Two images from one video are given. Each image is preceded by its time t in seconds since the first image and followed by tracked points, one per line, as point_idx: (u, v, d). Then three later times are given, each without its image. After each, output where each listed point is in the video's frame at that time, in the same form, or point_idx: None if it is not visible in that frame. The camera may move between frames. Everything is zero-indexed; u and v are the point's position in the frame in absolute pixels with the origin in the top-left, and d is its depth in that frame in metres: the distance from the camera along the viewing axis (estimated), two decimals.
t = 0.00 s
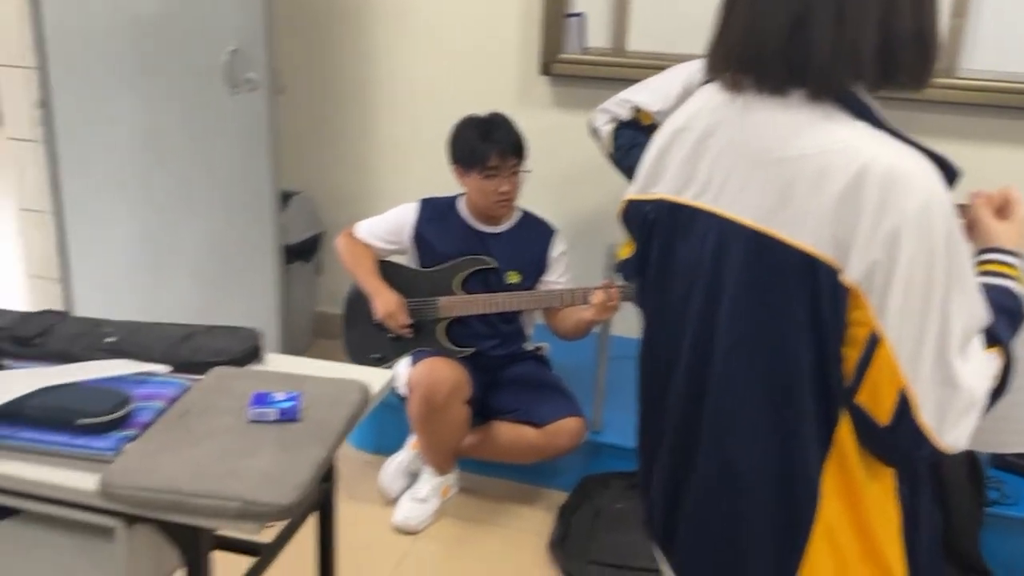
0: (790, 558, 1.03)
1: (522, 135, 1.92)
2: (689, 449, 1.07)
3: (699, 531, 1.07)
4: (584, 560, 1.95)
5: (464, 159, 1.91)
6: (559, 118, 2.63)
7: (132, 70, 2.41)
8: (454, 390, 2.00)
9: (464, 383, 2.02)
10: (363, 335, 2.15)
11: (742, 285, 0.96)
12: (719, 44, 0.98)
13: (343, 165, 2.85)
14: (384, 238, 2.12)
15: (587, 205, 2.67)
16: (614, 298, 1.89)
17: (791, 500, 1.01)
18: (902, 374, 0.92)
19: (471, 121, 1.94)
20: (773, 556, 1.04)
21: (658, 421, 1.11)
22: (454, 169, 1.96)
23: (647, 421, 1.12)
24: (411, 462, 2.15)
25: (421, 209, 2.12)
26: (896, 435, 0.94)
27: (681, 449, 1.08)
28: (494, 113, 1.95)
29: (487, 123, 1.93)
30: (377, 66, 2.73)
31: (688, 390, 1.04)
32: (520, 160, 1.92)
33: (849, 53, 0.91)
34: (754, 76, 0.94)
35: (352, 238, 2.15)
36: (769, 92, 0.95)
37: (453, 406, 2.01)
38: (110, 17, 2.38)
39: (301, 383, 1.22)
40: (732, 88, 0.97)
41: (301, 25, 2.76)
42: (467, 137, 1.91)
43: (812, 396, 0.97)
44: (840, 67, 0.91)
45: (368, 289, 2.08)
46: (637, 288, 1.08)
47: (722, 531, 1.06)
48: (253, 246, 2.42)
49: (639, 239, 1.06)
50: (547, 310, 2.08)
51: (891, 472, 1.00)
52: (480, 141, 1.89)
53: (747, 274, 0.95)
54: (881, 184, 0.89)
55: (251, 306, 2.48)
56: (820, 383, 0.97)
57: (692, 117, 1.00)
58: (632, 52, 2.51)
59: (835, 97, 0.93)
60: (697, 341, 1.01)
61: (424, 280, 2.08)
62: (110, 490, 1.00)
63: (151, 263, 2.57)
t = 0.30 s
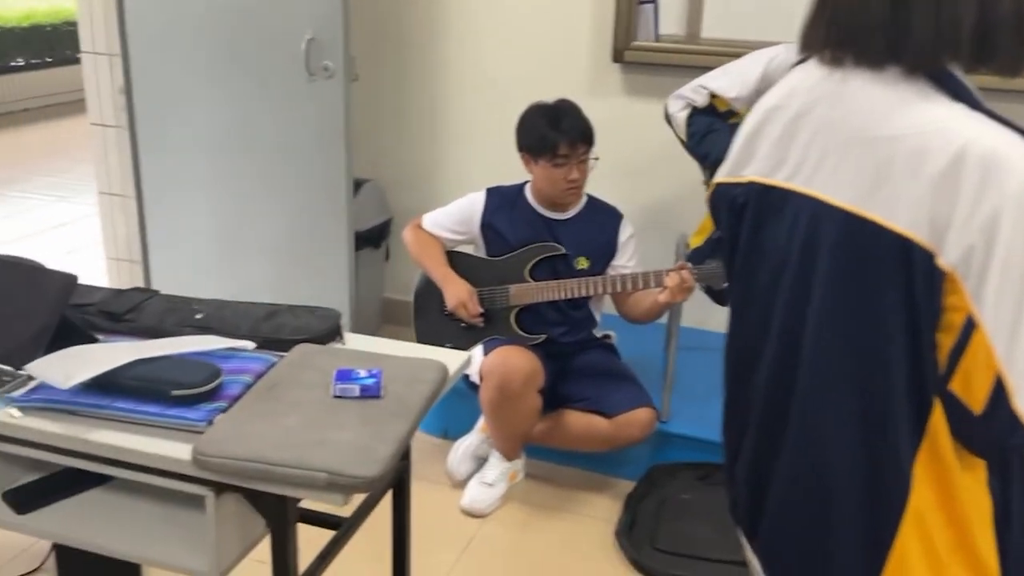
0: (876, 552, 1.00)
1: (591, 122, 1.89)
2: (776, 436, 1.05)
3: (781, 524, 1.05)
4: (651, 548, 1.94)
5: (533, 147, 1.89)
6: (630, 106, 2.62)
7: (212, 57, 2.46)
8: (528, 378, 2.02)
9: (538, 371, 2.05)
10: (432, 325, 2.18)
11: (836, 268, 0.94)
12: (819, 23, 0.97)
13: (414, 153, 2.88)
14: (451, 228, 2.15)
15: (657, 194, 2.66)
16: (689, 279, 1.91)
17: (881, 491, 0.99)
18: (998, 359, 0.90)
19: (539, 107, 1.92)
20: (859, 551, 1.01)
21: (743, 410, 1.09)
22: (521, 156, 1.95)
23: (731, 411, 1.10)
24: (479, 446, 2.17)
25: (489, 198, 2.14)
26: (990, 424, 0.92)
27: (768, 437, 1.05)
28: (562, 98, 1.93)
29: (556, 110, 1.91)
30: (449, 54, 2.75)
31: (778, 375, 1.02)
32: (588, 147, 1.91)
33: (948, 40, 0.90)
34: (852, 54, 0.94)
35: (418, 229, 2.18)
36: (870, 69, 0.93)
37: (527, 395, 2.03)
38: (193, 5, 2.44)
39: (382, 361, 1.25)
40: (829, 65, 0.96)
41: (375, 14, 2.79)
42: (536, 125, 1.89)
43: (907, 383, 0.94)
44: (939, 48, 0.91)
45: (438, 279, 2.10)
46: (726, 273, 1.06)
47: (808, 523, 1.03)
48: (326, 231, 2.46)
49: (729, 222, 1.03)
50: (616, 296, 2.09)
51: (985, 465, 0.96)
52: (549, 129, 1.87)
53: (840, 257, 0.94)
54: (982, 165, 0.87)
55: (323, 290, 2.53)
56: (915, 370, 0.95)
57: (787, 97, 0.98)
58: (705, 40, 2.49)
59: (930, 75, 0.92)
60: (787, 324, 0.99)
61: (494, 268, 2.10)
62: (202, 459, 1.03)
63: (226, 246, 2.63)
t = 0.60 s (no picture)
0: None
1: (634, 120, 1.91)
2: (851, 456, 0.94)
3: (859, 547, 0.95)
4: (692, 555, 1.90)
5: (575, 143, 1.91)
6: (663, 104, 2.58)
7: (241, 56, 2.44)
8: (563, 376, 1.95)
9: (573, 369, 1.97)
10: (464, 324, 2.12)
11: (926, 267, 0.84)
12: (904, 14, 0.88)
13: (442, 152, 2.85)
14: (486, 225, 2.10)
15: (690, 193, 2.62)
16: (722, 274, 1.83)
17: (974, 521, 0.87)
18: None
19: (582, 103, 1.93)
20: None
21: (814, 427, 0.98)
22: (562, 152, 1.96)
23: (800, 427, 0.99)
24: (513, 450, 2.14)
25: (524, 193, 2.09)
26: None
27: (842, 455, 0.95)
28: (606, 95, 1.94)
29: (599, 106, 1.92)
30: (479, 53, 2.72)
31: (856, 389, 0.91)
32: (630, 145, 1.92)
33: None
34: (937, 45, 0.84)
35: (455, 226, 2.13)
36: (956, 62, 0.84)
37: (562, 392, 1.96)
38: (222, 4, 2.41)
39: (427, 366, 1.21)
40: (914, 58, 0.87)
41: (404, 12, 2.76)
42: (580, 121, 1.90)
43: (1007, 401, 0.83)
44: None
45: (472, 275, 2.05)
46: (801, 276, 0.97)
47: (885, 548, 0.93)
48: (356, 231, 2.43)
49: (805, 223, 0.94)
50: (652, 295, 2.04)
51: None
52: (593, 126, 1.89)
53: (932, 255, 0.83)
54: None
55: (353, 291, 2.50)
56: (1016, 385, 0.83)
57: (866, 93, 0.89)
58: (741, 36, 2.44)
59: None
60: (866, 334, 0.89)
61: (528, 264, 2.04)
62: (249, 469, 1.00)
63: (255, 247, 2.61)
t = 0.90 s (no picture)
0: None
1: (636, 128, 1.90)
2: (922, 477, 0.95)
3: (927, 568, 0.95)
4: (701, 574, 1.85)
5: (578, 149, 1.89)
6: (652, 109, 2.53)
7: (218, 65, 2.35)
8: (565, 391, 1.89)
9: (574, 384, 1.91)
10: (460, 338, 2.05)
11: (1001, 285, 0.86)
12: (967, 23, 0.91)
13: (426, 160, 2.78)
14: (484, 234, 2.05)
15: (681, 199, 2.58)
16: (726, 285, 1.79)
17: None
18: None
19: (585, 110, 1.93)
20: None
21: (879, 444, 0.99)
22: (564, 158, 1.95)
23: (861, 445, 1.00)
24: (511, 468, 2.08)
25: (522, 202, 2.03)
26: None
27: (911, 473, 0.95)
28: (610, 103, 1.94)
29: (602, 114, 1.92)
30: (462, 58, 2.66)
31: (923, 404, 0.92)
32: (633, 154, 1.91)
33: None
34: (1011, 58, 0.88)
35: (449, 236, 2.07)
36: None
37: (564, 407, 1.89)
38: (197, 10, 2.32)
39: (444, 393, 1.14)
40: (984, 71, 0.89)
41: (383, 17, 2.69)
42: (583, 127, 1.89)
43: None
44: None
45: (470, 287, 1.98)
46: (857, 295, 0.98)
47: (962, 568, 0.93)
48: (342, 244, 2.36)
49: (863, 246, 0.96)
50: (654, 305, 1.99)
51: None
52: (596, 133, 1.88)
53: (1008, 275, 0.85)
54: None
55: (340, 305, 2.42)
56: None
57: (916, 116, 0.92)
58: (731, 40, 2.40)
59: None
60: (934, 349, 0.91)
61: (527, 275, 1.99)
62: (265, 513, 0.93)
63: (235, 261, 2.52)
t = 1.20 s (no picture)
0: None
1: (615, 135, 1.89)
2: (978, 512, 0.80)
3: None
4: None
5: (556, 158, 1.88)
6: (617, 108, 2.48)
7: (166, 69, 2.24)
8: (551, 407, 1.87)
9: (560, 399, 1.90)
10: (436, 351, 2.02)
11: None
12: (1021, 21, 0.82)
13: (385, 165, 2.70)
14: (455, 244, 2.00)
15: (648, 199, 2.53)
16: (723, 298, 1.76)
17: None
18: None
19: (563, 117, 1.91)
20: None
21: (919, 477, 0.84)
22: (541, 167, 1.93)
23: (895, 479, 0.85)
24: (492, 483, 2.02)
25: (496, 210, 2.00)
26: None
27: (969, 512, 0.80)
28: (587, 110, 1.92)
29: (580, 121, 1.90)
30: (420, 59, 2.58)
31: (984, 432, 0.77)
32: (612, 162, 1.90)
33: None
34: None
35: (418, 243, 2.02)
36: None
37: (551, 423, 1.88)
38: (142, 12, 2.21)
39: (442, 419, 1.07)
40: None
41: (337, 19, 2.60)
42: (562, 136, 1.88)
43: None
44: None
45: (448, 299, 1.94)
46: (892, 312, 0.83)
47: None
48: (304, 254, 2.26)
49: (908, 252, 0.79)
50: (633, 314, 1.96)
51: None
52: (575, 142, 1.86)
53: None
54: None
55: (302, 317, 2.33)
56: None
57: (939, 122, 0.82)
58: (698, 37, 2.36)
59: None
60: (996, 373, 0.75)
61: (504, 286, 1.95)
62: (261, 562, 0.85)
63: (189, 275, 2.41)
